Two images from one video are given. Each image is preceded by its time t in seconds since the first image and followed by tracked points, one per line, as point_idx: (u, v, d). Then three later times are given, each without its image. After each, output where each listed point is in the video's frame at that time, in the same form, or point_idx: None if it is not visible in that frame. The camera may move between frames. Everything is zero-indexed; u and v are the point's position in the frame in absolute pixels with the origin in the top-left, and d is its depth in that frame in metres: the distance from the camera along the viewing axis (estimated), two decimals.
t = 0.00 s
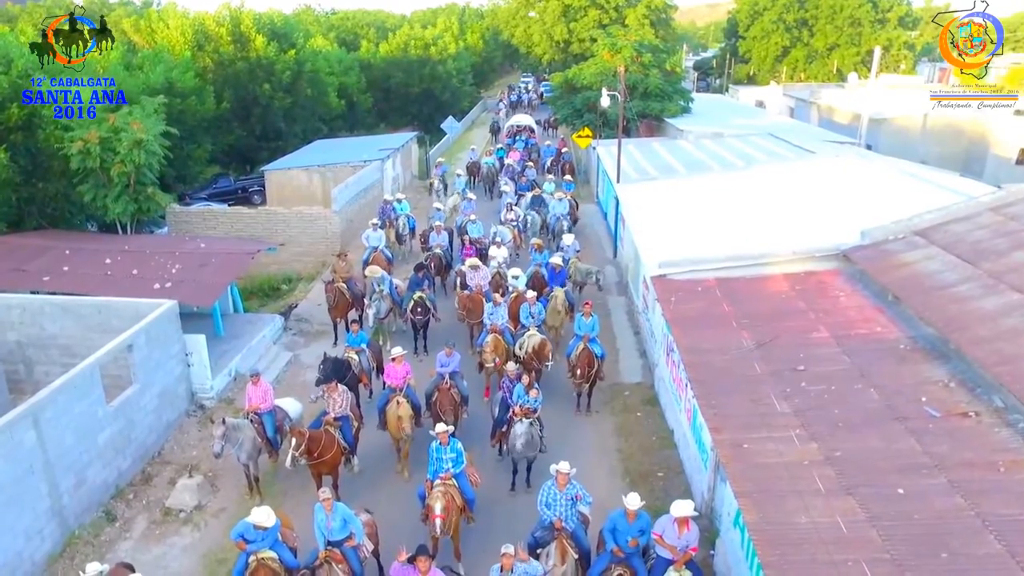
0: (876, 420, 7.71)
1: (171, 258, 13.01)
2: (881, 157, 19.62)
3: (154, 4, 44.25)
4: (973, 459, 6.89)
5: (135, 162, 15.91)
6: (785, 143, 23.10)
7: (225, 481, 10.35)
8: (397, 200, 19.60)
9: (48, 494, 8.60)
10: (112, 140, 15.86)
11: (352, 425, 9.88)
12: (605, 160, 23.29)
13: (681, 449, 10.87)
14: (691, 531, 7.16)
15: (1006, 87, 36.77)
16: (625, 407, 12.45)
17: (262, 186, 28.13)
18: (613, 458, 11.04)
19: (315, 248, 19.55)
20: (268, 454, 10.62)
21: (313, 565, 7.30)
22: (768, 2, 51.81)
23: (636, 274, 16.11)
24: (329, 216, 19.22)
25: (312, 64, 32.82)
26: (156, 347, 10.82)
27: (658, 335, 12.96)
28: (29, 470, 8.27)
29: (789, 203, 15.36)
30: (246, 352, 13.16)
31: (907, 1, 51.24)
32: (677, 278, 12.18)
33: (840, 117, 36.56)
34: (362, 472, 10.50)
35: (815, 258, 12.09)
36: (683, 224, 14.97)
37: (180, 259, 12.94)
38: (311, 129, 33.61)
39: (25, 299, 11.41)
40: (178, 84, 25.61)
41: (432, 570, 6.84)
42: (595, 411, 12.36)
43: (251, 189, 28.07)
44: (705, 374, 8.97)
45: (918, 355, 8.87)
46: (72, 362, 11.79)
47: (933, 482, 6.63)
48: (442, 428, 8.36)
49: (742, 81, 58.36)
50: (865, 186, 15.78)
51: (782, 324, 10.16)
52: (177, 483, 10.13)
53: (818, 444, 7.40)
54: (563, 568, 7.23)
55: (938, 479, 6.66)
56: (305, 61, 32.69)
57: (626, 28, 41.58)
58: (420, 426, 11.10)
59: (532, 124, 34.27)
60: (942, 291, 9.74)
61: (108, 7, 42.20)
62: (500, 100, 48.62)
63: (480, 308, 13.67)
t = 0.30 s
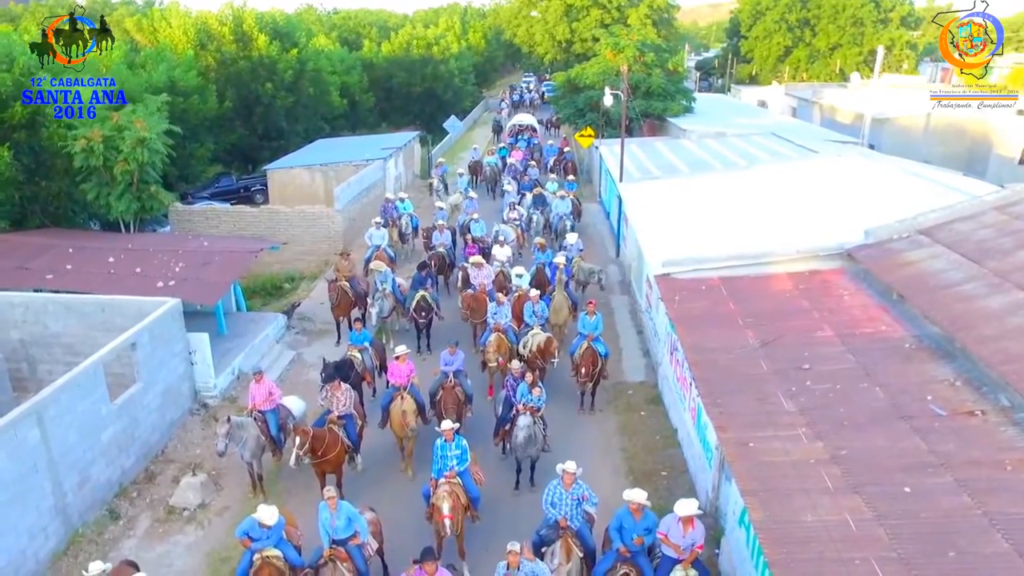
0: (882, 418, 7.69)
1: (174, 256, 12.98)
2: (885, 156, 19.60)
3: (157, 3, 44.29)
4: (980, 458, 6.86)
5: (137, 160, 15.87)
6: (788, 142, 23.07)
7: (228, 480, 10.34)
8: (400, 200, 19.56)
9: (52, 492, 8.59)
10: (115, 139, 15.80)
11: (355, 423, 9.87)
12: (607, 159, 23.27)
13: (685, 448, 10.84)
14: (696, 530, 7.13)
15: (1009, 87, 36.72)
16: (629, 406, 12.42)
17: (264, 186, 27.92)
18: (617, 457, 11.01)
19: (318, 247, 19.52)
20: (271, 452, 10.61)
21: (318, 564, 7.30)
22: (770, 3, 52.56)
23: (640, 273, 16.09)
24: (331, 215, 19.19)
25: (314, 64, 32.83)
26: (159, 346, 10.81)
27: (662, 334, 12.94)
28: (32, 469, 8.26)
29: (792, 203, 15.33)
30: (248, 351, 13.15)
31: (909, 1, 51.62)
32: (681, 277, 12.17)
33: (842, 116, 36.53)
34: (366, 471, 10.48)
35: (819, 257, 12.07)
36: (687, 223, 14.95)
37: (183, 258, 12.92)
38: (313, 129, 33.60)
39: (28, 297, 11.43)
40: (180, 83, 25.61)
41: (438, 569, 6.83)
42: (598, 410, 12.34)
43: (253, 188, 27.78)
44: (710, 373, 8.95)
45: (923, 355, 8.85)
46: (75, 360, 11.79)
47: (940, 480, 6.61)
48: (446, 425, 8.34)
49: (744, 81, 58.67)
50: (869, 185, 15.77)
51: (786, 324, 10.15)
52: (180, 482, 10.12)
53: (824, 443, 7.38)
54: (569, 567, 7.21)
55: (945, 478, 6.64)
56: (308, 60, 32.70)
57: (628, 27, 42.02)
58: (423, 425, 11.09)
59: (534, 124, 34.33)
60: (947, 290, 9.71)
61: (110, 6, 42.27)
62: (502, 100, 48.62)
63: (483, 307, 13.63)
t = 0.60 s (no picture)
0: (886, 419, 7.68)
1: (176, 257, 12.93)
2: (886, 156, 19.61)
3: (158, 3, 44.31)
4: (985, 459, 6.85)
5: (138, 160, 15.84)
6: (789, 143, 23.06)
7: (230, 481, 10.32)
8: (401, 200, 19.53)
9: (54, 492, 8.57)
10: (116, 139, 15.76)
11: (357, 424, 9.86)
12: (608, 160, 23.28)
13: (687, 448, 10.85)
14: (700, 531, 7.11)
15: (1009, 87, 36.78)
16: (631, 406, 12.43)
17: (264, 186, 27.91)
18: (619, 457, 11.02)
19: (319, 248, 19.51)
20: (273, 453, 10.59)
21: (320, 566, 7.30)
22: (771, 3, 53.93)
23: (641, 273, 16.11)
24: (332, 215, 19.19)
25: (315, 64, 32.82)
26: (161, 346, 10.79)
27: (664, 334, 12.95)
28: (34, 469, 8.24)
29: (794, 203, 15.32)
30: (250, 352, 13.13)
31: (909, 2, 52.60)
32: (683, 277, 12.17)
33: (842, 116, 36.57)
34: (368, 471, 10.48)
35: (822, 257, 12.09)
36: (688, 224, 14.94)
37: (184, 258, 12.87)
38: (313, 129, 33.59)
39: (30, 297, 11.43)
40: (180, 83, 25.55)
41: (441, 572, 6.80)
42: (600, 410, 12.34)
43: (253, 188, 27.74)
44: (713, 374, 8.94)
45: (927, 356, 8.84)
46: (77, 361, 11.79)
47: (945, 482, 6.59)
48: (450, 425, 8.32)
49: (745, 81, 59.65)
50: (870, 185, 15.80)
51: (789, 325, 10.15)
52: (182, 483, 10.11)
53: (828, 443, 7.37)
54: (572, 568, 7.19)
55: (950, 479, 6.62)
56: (308, 60, 32.69)
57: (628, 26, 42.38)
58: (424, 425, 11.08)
59: (535, 124, 34.35)
60: (950, 291, 9.69)
61: (110, 6, 42.22)
62: (502, 101, 48.62)
63: (484, 307, 13.61)
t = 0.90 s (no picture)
0: (887, 429, 7.68)
1: (177, 262, 12.89)
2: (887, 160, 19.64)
3: (159, 4, 44.38)
4: (986, 470, 6.84)
5: (139, 165, 15.75)
6: (790, 145, 23.08)
7: (231, 488, 10.32)
8: (402, 203, 19.50)
9: (56, 501, 8.57)
10: (116, 143, 15.68)
11: (358, 432, 9.86)
12: (609, 163, 23.29)
13: (688, 454, 10.87)
14: (700, 542, 7.09)
15: (1009, 87, 36.89)
16: (632, 412, 12.44)
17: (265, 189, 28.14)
18: (620, 464, 11.02)
19: (320, 251, 19.51)
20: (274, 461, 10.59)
21: None
22: (771, 5, 54.84)
23: (642, 278, 16.14)
24: (333, 218, 19.18)
25: (316, 66, 32.80)
26: (162, 353, 10.80)
27: (665, 339, 12.97)
28: (35, 478, 8.23)
29: (795, 208, 15.32)
30: (251, 357, 13.13)
31: (909, 3, 53.40)
32: (684, 284, 12.19)
33: (843, 118, 36.60)
34: (369, 478, 10.49)
35: (823, 263, 12.12)
36: (689, 228, 14.95)
37: (186, 263, 12.82)
38: (314, 131, 33.58)
39: (31, 303, 11.45)
40: (181, 86, 25.44)
41: None
42: (601, 416, 12.34)
43: (255, 192, 28.07)
44: (714, 382, 8.94)
45: (928, 364, 8.84)
46: (78, 367, 11.80)
47: (946, 493, 6.59)
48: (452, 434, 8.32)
49: (745, 82, 60.47)
50: (870, 190, 15.84)
51: (790, 332, 10.15)
52: (183, 490, 10.11)
53: (829, 453, 7.37)
54: None
55: (951, 491, 6.62)
56: (309, 63, 32.65)
57: (630, 28, 42.89)
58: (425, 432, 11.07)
59: (536, 126, 34.39)
60: (952, 298, 9.67)
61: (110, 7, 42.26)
62: (503, 102, 48.69)
63: (485, 312, 13.61)
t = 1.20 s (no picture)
0: (884, 450, 7.70)
1: (177, 274, 12.89)
2: (887, 167, 19.69)
3: (160, 8, 44.46)
4: (982, 493, 6.86)
5: (139, 176, 15.59)
6: (790, 152, 23.10)
7: (232, 503, 10.35)
8: (402, 211, 19.51)
9: (56, 519, 8.60)
10: (117, 155, 15.57)
11: (358, 448, 9.89)
12: (609, 170, 23.31)
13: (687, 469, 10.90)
14: (695, 566, 7.12)
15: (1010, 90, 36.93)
16: (632, 425, 12.47)
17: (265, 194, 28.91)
18: (619, 479, 11.04)
19: (320, 259, 19.54)
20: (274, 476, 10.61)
21: None
22: (772, 7, 55.10)
23: (641, 288, 16.18)
24: (333, 226, 19.20)
25: (316, 71, 32.83)
26: (162, 368, 10.83)
27: (664, 352, 13.01)
28: (36, 497, 8.26)
29: (794, 218, 15.33)
30: (252, 369, 13.15)
31: (910, 6, 53.63)
32: (683, 297, 12.22)
33: (844, 122, 36.58)
34: (369, 493, 10.52)
35: (822, 276, 12.17)
36: (688, 239, 14.97)
37: (186, 276, 12.82)
38: (315, 136, 33.59)
39: (32, 317, 11.50)
40: (182, 93, 25.46)
41: None
42: (600, 429, 12.37)
43: (255, 197, 29.00)
44: (713, 400, 8.96)
45: (926, 383, 8.85)
46: (79, 380, 11.83)
47: (942, 517, 6.62)
48: (452, 455, 8.34)
49: (746, 85, 60.75)
50: (870, 200, 15.88)
51: (789, 348, 10.17)
52: (183, 506, 10.14)
53: (826, 475, 7.41)
54: None
55: (947, 515, 6.64)
56: (309, 67, 32.68)
57: (631, 30, 43.71)
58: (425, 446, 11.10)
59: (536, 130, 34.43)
60: (950, 314, 9.67)
61: (111, 12, 42.32)
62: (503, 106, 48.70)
63: (485, 324, 13.63)
